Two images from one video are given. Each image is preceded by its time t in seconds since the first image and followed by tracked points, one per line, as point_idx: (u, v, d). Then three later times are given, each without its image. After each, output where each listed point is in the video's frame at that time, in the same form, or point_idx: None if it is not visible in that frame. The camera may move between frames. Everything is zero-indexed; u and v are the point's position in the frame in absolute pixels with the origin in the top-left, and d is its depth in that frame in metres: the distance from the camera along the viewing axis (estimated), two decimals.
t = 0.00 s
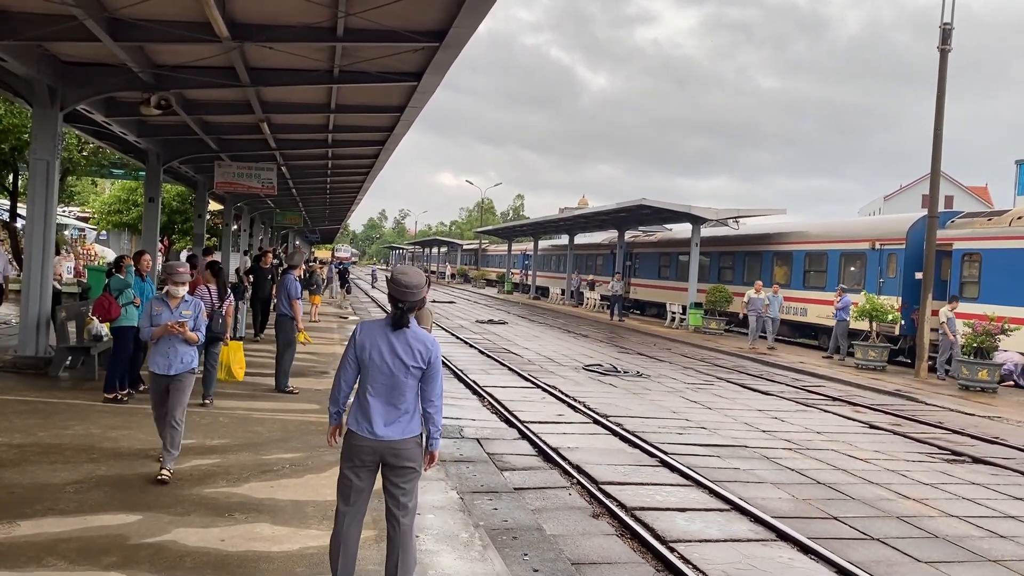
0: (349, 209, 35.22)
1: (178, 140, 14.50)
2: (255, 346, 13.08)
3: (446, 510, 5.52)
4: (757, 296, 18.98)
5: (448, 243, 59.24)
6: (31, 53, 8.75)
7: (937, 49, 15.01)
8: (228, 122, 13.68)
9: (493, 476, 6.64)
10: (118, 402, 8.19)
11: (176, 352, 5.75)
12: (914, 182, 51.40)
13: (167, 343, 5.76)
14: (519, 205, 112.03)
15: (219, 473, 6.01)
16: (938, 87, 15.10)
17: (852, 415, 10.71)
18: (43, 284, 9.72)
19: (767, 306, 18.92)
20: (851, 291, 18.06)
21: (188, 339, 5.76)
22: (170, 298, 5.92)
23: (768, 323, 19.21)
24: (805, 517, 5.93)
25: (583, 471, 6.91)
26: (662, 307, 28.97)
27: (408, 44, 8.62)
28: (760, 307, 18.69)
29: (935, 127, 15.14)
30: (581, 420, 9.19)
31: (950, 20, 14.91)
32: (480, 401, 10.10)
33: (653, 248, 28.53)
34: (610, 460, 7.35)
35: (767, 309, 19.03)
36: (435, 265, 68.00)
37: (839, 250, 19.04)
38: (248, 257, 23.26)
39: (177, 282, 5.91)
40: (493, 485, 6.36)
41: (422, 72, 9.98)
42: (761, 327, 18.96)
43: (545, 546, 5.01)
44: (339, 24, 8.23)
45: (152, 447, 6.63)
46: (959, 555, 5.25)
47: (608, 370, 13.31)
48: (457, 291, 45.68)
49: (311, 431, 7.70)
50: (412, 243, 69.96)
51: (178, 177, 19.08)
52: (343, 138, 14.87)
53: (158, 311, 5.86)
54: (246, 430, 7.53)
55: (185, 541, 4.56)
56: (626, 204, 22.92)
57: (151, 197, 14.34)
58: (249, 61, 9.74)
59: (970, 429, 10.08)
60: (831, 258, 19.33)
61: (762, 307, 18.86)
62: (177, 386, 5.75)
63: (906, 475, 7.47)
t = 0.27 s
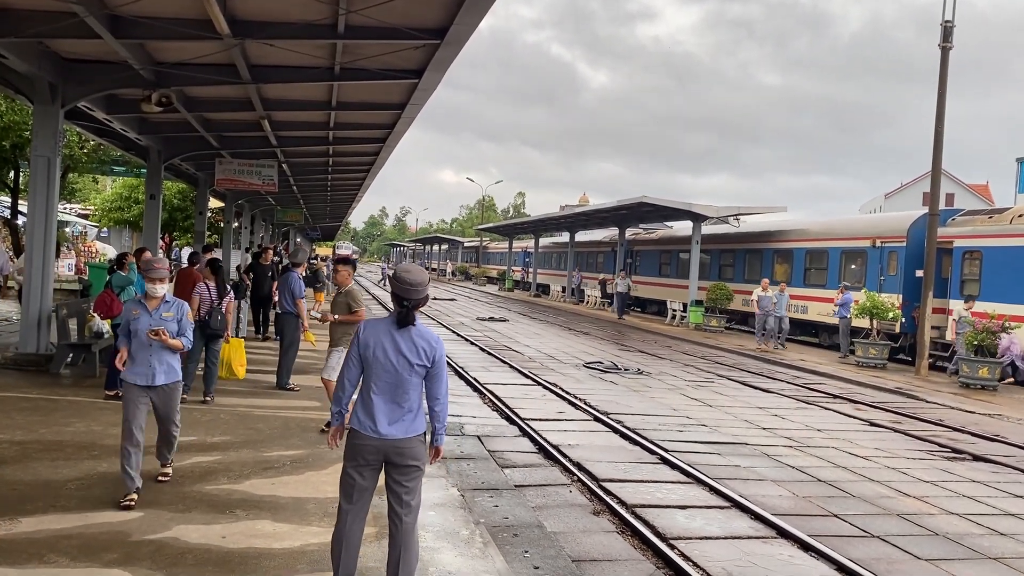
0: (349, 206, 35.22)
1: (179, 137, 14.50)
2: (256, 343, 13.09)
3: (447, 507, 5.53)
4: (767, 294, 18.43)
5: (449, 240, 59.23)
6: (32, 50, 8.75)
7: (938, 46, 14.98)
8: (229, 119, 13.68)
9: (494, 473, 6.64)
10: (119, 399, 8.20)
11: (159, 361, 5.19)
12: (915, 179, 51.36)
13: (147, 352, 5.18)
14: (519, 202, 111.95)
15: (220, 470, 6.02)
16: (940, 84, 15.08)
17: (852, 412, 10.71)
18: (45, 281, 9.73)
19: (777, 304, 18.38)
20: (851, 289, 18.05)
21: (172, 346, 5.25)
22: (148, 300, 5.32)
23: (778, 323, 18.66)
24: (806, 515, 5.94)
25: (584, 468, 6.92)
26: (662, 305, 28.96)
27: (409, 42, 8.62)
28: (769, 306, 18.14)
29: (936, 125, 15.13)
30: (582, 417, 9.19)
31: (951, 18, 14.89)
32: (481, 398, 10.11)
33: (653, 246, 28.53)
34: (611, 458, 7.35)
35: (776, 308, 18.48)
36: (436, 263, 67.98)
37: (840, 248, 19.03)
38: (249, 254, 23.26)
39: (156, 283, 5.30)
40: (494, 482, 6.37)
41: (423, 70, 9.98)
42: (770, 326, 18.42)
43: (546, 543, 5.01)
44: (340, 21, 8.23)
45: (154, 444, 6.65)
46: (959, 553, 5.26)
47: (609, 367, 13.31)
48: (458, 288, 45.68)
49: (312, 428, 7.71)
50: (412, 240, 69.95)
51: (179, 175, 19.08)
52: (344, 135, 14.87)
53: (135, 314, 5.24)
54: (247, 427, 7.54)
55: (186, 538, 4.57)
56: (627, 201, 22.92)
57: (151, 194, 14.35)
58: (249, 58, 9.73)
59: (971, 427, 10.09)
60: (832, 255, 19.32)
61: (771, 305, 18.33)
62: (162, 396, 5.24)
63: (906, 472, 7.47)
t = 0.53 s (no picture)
0: (349, 205, 35.19)
1: (179, 135, 14.48)
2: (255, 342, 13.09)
3: (447, 505, 5.53)
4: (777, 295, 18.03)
5: (448, 239, 59.22)
6: (32, 48, 8.74)
7: (938, 46, 14.97)
8: (229, 118, 13.67)
9: (493, 472, 6.65)
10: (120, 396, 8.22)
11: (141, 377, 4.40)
12: (915, 179, 51.33)
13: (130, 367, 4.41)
14: (519, 201, 111.86)
15: (220, 469, 6.02)
16: (939, 83, 15.07)
17: (852, 411, 10.71)
18: (45, 280, 9.72)
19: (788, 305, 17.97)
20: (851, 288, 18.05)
21: (160, 360, 4.46)
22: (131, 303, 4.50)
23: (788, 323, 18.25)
24: (806, 513, 5.94)
25: (584, 467, 6.92)
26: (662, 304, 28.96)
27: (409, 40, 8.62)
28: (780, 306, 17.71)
29: (936, 124, 15.11)
30: (582, 416, 9.20)
31: (951, 17, 14.87)
32: (481, 397, 10.11)
33: (653, 245, 28.52)
34: (611, 456, 7.36)
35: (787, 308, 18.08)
36: (435, 262, 67.95)
37: (840, 247, 19.03)
38: (248, 253, 23.26)
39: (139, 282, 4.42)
40: (494, 481, 6.37)
41: (423, 69, 9.98)
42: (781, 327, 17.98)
43: (545, 542, 5.02)
44: (340, 20, 8.24)
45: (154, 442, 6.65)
46: (959, 552, 5.26)
47: (608, 366, 13.31)
48: (457, 287, 45.67)
49: (312, 427, 7.71)
50: (412, 239, 69.92)
51: (179, 174, 19.06)
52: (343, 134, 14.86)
53: (116, 321, 4.45)
54: (248, 426, 7.54)
55: (186, 537, 4.57)
56: (626, 200, 22.91)
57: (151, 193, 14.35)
58: (249, 57, 9.72)
59: (970, 426, 10.08)
60: (832, 254, 19.32)
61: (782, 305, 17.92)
62: (141, 417, 4.40)
63: (906, 471, 7.48)
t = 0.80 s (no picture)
0: (349, 205, 35.18)
1: (178, 136, 14.48)
2: (255, 343, 13.09)
3: (446, 506, 5.54)
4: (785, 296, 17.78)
5: (448, 239, 59.21)
6: (31, 48, 8.74)
7: (937, 46, 14.98)
8: (228, 118, 13.67)
9: (492, 472, 6.65)
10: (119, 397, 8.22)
11: (107, 396, 3.91)
12: (914, 179, 51.34)
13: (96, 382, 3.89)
14: (518, 202, 111.85)
15: (220, 470, 6.02)
16: (938, 84, 15.08)
17: (851, 412, 10.72)
18: (45, 281, 9.71)
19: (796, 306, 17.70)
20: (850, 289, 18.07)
21: (127, 373, 3.89)
22: (93, 312, 3.96)
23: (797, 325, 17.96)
24: (805, 514, 5.95)
25: (583, 467, 6.93)
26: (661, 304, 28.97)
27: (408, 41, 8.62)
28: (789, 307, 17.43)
29: (935, 125, 15.12)
30: (581, 416, 9.21)
31: (950, 18, 14.88)
32: (480, 398, 10.11)
33: (652, 245, 28.53)
34: (610, 457, 7.36)
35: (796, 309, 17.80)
36: (435, 262, 67.93)
37: (840, 247, 19.04)
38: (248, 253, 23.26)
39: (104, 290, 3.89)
40: (493, 481, 6.38)
41: (422, 69, 9.98)
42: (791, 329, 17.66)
43: (544, 542, 5.02)
44: (338, 20, 8.23)
45: (153, 443, 6.65)
46: (957, 553, 5.27)
47: (608, 367, 13.32)
48: (457, 287, 45.67)
49: (311, 427, 7.72)
50: (411, 239, 69.91)
51: (178, 174, 19.06)
52: (343, 134, 14.87)
53: (77, 333, 3.91)
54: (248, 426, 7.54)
55: (185, 537, 4.57)
56: (626, 201, 22.93)
57: (151, 193, 14.34)
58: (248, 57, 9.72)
59: (969, 427, 10.09)
60: (832, 255, 19.33)
61: (790, 306, 17.65)
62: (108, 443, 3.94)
63: (904, 472, 7.49)
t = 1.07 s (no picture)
0: (348, 206, 35.18)
1: (177, 136, 14.47)
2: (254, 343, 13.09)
3: (445, 507, 5.53)
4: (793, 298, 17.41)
5: (447, 240, 59.21)
6: (30, 49, 8.73)
7: (936, 48, 15.00)
8: (227, 119, 13.66)
9: (491, 473, 6.65)
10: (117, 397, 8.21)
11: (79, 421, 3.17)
12: (913, 181, 51.39)
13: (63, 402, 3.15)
14: (517, 202, 111.85)
15: (218, 470, 6.02)
16: (937, 86, 15.10)
17: (850, 413, 10.73)
18: (43, 281, 9.70)
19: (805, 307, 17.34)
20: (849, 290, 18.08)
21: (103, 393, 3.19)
22: (71, 316, 3.19)
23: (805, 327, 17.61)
24: (803, 515, 5.95)
25: (582, 468, 6.93)
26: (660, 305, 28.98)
27: (408, 42, 8.62)
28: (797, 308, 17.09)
29: (933, 126, 15.13)
30: (579, 417, 9.21)
31: (949, 19, 14.90)
32: (478, 398, 10.12)
33: (651, 246, 28.54)
34: (609, 458, 7.36)
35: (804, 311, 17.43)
36: (434, 263, 67.93)
37: (839, 248, 19.05)
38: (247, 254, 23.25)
39: (92, 294, 3.21)
40: (492, 482, 6.38)
41: (422, 69, 9.98)
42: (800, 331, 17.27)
43: (543, 543, 5.02)
44: (338, 21, 8.23)
45: (152, 443, 6.64)
46: (956, 554, 5.27)
47: (606, 367, 13.33)
48: (456, 288, 45.69)
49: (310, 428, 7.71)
50: (411, 240, 69.91)
51: (177, 174, 19.06)
52: (342, 134, 14.87)
53: (59, 347, 3.13)
54: (247, 427, 7.54)
55: (183, 538, 4.56)
56: (625, 201, 22.94)
57: (150, 194, 14.34)
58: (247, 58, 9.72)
59: (968, 428, 10.09)
60: (831, 256, 19.34)
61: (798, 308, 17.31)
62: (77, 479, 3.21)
63: (903, 473, 7.49)
